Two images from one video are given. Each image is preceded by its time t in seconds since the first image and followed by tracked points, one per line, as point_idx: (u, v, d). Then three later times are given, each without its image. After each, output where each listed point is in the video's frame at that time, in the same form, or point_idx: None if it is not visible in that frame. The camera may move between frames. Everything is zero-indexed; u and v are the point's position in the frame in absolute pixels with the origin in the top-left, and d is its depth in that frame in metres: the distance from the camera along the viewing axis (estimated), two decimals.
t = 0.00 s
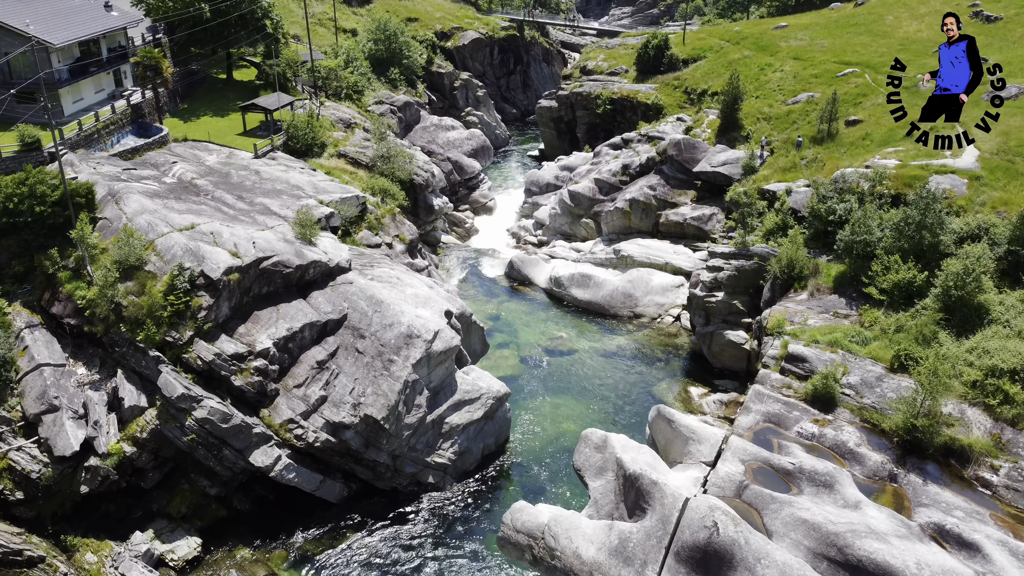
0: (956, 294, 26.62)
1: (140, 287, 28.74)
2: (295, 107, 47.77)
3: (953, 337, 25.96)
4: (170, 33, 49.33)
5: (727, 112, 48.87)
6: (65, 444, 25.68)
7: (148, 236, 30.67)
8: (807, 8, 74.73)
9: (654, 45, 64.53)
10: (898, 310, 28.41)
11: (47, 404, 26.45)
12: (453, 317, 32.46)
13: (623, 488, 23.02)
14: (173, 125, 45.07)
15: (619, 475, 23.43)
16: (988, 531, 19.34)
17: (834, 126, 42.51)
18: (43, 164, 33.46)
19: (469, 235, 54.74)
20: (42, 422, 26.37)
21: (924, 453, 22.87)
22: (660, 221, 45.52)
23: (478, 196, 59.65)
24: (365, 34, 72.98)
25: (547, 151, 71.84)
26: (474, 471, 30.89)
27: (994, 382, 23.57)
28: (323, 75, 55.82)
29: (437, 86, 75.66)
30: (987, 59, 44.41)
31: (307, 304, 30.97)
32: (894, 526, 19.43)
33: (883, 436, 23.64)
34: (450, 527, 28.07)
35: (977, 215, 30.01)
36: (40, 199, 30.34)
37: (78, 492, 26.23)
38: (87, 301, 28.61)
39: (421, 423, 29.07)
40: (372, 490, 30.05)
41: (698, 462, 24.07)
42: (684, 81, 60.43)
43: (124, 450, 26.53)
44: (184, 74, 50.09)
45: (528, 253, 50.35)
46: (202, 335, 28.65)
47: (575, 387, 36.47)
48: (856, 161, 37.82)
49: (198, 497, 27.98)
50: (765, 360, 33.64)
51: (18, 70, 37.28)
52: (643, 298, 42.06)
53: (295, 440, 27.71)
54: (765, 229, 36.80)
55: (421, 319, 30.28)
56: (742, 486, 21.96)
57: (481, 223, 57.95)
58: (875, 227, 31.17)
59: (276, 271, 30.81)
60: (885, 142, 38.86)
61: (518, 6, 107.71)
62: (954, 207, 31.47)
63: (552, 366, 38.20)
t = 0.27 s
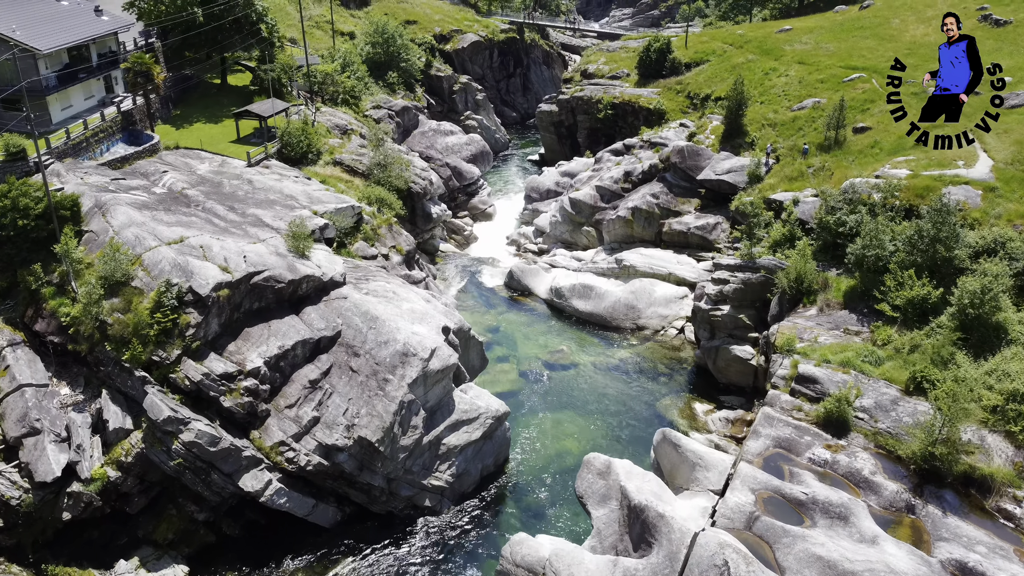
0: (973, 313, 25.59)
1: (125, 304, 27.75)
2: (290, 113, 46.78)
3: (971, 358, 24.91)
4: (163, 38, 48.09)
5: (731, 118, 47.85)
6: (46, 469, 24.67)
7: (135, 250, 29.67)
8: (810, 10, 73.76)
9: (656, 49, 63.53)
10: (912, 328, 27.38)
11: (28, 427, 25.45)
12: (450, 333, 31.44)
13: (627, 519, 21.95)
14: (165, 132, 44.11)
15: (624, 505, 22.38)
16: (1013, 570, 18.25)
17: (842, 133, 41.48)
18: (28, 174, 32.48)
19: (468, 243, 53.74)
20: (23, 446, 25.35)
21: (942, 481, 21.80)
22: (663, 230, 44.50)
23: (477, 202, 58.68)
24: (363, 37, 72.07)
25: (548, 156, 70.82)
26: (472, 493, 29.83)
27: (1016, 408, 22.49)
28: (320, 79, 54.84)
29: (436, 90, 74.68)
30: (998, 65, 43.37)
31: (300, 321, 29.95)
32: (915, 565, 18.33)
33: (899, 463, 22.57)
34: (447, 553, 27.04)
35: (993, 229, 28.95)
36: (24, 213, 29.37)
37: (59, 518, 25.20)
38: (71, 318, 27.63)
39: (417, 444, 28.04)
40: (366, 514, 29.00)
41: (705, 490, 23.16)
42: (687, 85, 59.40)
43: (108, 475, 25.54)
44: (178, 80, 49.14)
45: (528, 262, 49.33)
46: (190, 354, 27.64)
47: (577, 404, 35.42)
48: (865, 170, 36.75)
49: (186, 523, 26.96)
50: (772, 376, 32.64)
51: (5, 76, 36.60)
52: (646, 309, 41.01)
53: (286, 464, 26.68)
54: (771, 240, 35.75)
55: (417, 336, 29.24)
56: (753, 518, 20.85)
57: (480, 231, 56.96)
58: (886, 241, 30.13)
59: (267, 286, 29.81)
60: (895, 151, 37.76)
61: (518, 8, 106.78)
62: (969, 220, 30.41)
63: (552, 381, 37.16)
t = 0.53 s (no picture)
0: (991, 334, 24.59)
1: (111, 323, 26.74)
2: (284, 120, 45.77)
3: (989, 382, 23.90)
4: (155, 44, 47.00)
5: (736, 125, 46.86)
6: (25, 498, 23.79)
7: (121, 266, 28.60)
8: (813, 14, 72.87)
9: (657, 53, 62.58)
10: (926, 349, 26.38)
11: (7, 453, 24.48)
12: (448, 351, 30.41)
13: (633, 553, 20.96)
14: (157, 140, 43.08)
15: (629, 539, 21.38)
16: None
17: (849, 141, 40.50)
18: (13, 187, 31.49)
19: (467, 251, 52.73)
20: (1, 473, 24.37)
21: (962, 513, 20.68)
22: (666, 240, 43.47)
23: (477, 209, 57.71)
24: (361, 40, 71.05)
25: (548, 161, 69.85)
26: (470, 518, 28.83)
27: None
28: (316, 85, 53.81)
29: (434, 94, 73.64)
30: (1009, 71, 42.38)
31: (292, 339, 28.93)
32: None
33: (917, 493, 21.52)
34: None
35: (1009, 245, 27.94)
36: (6, 228, 28.37)
37: (41, 549, 24.50)
38: (54, 338, 26.62)
39: (413, 469, 27.02)
40: (361, 540, 28.01)
41: (714, 521, 22.24)
42: (689, 90, 58.39)
43: (91, 502, 24.59)
44: (171, 85, 48.15)
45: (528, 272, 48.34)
46: (177, 375, 26.61)
47: (579, 422, 34.39)
48: (875, 181, 35.72)
49: (172, 551, 25.97)
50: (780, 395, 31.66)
51: None
52: (649, 322, 39.97)
53: (277, 490, 25.66)
54: (778, 253, 34.72)
55: (413, 356, 28.23)
56: (765, 553, 19.73)
57: (479, 238, 55.96)
58: (899, 256, 29.11)
59: (258, 303, 28.78)
60: (905, 161, 36.71)
61: (517, 10, 105.83)
62: (984, 234, 29.38)
63: (553, 397, 36.13)
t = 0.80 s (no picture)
0: (1011, 356, 23.59)
1: (95, 343, 25.76)
2: (279, 127, 44.81)
3: (1010, 407, 22.88)
4: (148, 50, 45.86)
5: (740, 132, 45.88)
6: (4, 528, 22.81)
7: (107, 283, 27.63)
8: (817, 18, 71.93)
9: (660, 57, 61.64)
10: (942, 370, 25.38)
11: None
12: (445, 370, 29.43)
13: None
14: (148, 148, 42.13)
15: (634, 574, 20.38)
16: None
17: (858, 150, 39.54)
18: None
19: (466, 260, 51.77)
20: None
21: (983, 547, 19.48)
22: (670, 251, 42.48)
23: (476, 216, 56.76)
24: (359, 44, 70.18)
25: (548, 167, 68.88)
26: (468, 543, 27.84)
27: None
28: (312, 90, 52.87)
29: (433, 98, 72.71)
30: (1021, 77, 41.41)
31: (284, 358, 27.95)
32: None
33: (936, 526, 20.45)
34: None
35: None
36: None
37: None
38: (36, 359, 25.66)
39: (409, 494, 26.04)
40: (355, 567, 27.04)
41: (722, 554, 21.27)
42: (692, 95, 57.42)
43: (73, 531, 23.64)
44: (164, 91, 47.27)
45: (529, 282, 47.36)
46: (164, 397, 25.62)
47: (580, 440, 33.39)
48: (885, 193, 34.72)
49: None
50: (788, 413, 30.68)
51: None
52: (652, 335, 38.98)
53: (267, 518, 24.67)
54: (786, 266, 33.72)
55: (410, 376, 27.23)
56: None
57: (479, 246, 55.00)
58: (912, 271, 28.12)
59: (249, 320, 27.81)
60: (916, 171, 35.70)
61: (517, 12, 104.94)
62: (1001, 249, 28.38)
63: (554, 414, 35.14)
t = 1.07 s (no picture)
0: None
1: (79, 364, 24.84)
2: (274, 135, 43.88)
3: None
4: (141, 55, 44.95)
5: (745, 139, 44.90)
6: None
7: (92, 300, 26.66)
8: (821, 21, 70.93)
9: (662, 61, 60.67)
10: (960, 392, 24.41)
11: None
12: (443, 389, 28.48)
13: None
14: (140, 155, 41.19)
15: None
16: None
17: (867, 158, 38.60)
18: None
19: (465, 268, 50.82)
20: None
21: None
22: (673, 261, 41.52)
23: (476, 223, 55.82)
24: (357, 47, 69.32)
25: (549, 172, 67.89)
26: (466, 569, 26.90)
27: None
28: (308, 96, 51.94)
29: (432, 102, 71.79)
30: None
31: (275, 377, 26.98)
32: None
33: (957, 561, 19.40)
34: None
35: None
36: None
37: None
38: (17, 380, 24.72)
39: (405, 520, 25.08)
40: None
41: None
42: (695, 100, 56.47)
43: (54, 561, 22.73)
44: (157, 97, 46.41)
45: (529, 291, 46.39)
46: (150, 419, 24.66)
47: (582, 458, 32.40)
48: (896, 204, 33.73)
49: None
50: (797, 433, 29.71)
51: None
52: (656, 349, 38.01)
53: (257, 546, 23.70)
54: (794, 279, 32.73)
55: (406, 397, 26.25)
56: None
57: (478, 254, 54.07)
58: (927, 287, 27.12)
59: (239, 339, 26.85)
60: (927, 182, 34.70)
61: (517, 13, 103.99)
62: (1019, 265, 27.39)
63: (555, 430, 34.17)
